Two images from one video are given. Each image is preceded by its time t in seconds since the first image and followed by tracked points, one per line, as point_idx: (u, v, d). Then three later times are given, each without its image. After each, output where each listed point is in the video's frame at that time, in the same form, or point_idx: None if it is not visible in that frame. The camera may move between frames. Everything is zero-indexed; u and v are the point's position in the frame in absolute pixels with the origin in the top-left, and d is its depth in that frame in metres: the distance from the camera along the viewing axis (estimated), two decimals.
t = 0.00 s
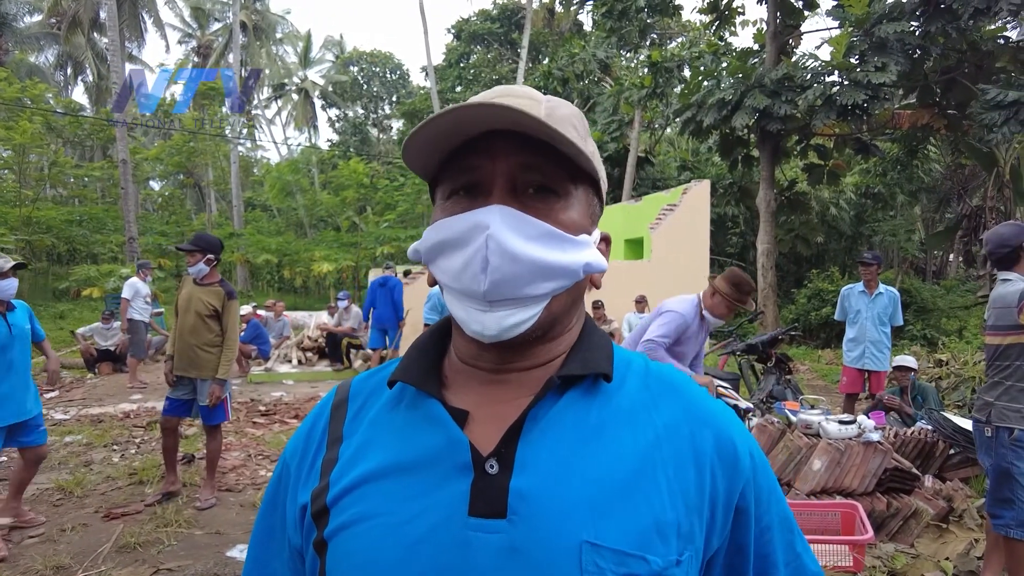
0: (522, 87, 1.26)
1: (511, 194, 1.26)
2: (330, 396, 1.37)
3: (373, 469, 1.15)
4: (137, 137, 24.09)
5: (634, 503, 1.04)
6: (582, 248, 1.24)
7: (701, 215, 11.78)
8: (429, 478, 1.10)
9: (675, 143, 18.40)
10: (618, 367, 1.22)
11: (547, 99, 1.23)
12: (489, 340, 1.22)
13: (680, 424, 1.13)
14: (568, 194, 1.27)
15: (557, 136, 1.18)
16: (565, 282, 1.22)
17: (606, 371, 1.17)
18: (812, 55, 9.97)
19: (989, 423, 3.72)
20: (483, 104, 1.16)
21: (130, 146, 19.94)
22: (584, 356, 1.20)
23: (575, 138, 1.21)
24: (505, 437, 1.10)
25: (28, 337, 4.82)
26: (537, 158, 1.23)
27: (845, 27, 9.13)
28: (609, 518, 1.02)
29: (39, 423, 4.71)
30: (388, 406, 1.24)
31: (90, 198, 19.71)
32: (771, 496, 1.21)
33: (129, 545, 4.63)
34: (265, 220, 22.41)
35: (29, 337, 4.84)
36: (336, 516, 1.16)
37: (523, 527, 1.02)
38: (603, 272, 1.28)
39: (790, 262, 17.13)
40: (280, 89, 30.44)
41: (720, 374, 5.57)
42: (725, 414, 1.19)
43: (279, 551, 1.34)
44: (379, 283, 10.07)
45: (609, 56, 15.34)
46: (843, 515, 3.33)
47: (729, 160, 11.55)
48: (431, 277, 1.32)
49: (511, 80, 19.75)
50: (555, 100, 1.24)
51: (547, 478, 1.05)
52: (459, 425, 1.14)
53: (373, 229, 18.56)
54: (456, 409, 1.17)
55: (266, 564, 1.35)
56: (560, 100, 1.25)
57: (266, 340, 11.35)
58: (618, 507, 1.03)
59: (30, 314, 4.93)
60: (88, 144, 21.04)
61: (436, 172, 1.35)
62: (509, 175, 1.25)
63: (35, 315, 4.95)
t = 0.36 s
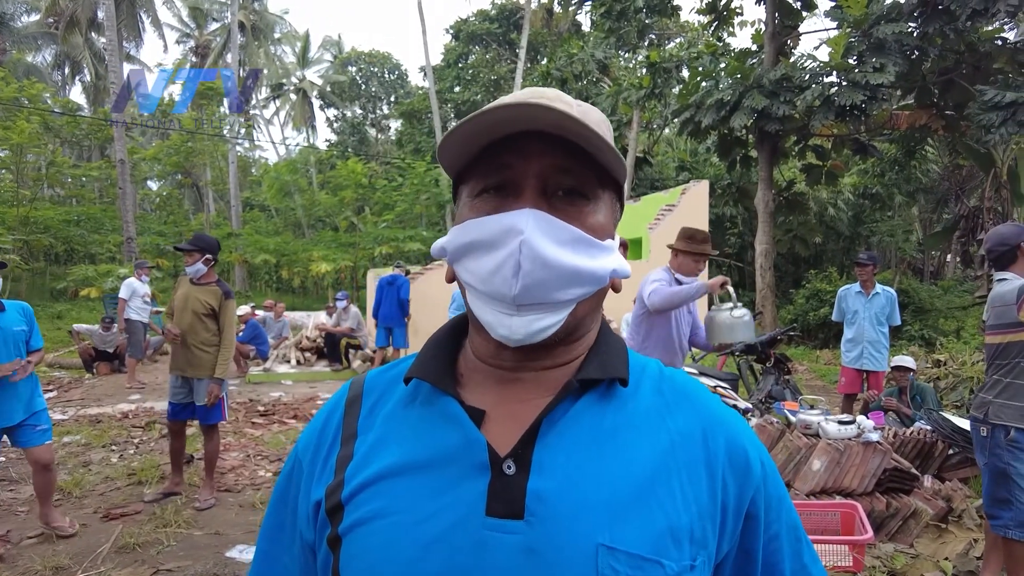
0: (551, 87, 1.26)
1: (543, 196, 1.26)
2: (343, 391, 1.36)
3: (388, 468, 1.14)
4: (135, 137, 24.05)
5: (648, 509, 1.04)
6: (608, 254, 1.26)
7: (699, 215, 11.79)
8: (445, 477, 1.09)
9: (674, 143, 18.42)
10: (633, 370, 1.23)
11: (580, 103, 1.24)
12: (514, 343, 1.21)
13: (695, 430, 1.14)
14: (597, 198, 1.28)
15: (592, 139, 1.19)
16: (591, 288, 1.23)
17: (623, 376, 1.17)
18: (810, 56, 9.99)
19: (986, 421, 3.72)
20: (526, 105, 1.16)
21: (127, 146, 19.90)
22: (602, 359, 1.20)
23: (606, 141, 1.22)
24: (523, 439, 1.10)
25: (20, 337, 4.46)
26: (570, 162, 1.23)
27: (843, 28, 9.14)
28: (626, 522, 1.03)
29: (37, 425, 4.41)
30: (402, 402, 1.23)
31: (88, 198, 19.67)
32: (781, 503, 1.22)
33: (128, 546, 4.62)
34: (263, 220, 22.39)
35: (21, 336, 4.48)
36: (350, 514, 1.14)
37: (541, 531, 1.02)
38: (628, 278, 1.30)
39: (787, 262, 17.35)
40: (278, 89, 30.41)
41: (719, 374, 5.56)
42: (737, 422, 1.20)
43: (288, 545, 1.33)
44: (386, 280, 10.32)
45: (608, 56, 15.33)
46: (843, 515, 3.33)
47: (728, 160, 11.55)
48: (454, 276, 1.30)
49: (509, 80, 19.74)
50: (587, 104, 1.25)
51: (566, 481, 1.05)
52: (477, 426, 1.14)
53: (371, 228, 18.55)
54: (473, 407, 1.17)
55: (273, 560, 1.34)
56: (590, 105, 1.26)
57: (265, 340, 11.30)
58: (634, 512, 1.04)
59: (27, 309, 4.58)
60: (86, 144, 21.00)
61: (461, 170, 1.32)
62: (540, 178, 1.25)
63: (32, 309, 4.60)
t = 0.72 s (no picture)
0: (550, 95, 1.26)
1: (544, 208, 1.27)
2: (348, 390, 1.37)
3: (391, 470, 1.15)
4: (132, 137, 24.03)
5: (649, 513, 1.05)
6: (608, 265, 1.28)
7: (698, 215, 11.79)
8: (448, 479, 1.10)
9: (672, 144, 18.45)
10: (635, 376, 1.23)
11: (579, 111, 1.23)
12: (516, 355, 1.22)
13: (696, 437, 1.15)
14: (598, 208, 1.29)
15: (591, 151, 1.19)
16: (592, 300, 1.24)
17: (625, 381, 1.18)
18: (808, 57, 10.01)
19: (983, 422, 3.73)
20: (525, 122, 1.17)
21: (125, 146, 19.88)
22: (603, 365, 1.21)
23: (604, 151, 1.22)
24: (525, 442, 1.10)
25: (25, 341, 4.44)
26: (571, 172, 1.24)
27: (841, 29, 9.16)
28: (627, 524, 1.04)
29: (37, 433, 4.31)
30: (405, 405, 1.24)
31: (85, 198, 19.62)
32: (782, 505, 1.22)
33: (127, 547, 4.62)
34: (261, 220, 22.39)
35: (28, 340, 4.46)
36: (355, 513, 1.15)
37: (542, 534, 1.03)
38: (630, 286, 1.30)
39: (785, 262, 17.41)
40: (275, 89, 30.40)
41: (717, 374, 5.57)
42: (738, 427, 1.20)
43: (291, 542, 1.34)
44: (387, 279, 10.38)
45: (606, 56, 15.31)
46: (841, 515, 3.35)
47: (726, 161, 11.56)
48: (458, 288, 1.31)
49: (508, 80, 19.75)
50: (586, 112, 1.25)
51: (569, 486, 1.06)
52: (479, 430, 1.14)
53: (370, 229, 18.57)
54: (474, 411, 1.18)
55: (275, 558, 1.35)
56: (590, 113, 1.26)
57: (263, 341, 11.40)
58: (634, 516, 1.04)
59: (41, 315, 4.57)
60: (83, 144, 20.94)
61: (462, 178, 1.32)
62: (542, 190, 1.25)
63: (47, 314, 4.59)
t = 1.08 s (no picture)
0: (542, 86, 1.25)
1: (540, 198, 1.27)
2: (347, 379, 1.35)
3: (396, 456, 1.14)
4: (131, 137, 24.00)
5: (652, 496, 1.05)
6: (604, 253, 1.28)
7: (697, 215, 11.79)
8: (453, 467, 1.10)
9: (671, 143, 18.46)
10: (634, 363, 1.24)
11: (573, 102, 1.23)
12: (515, 343, 1.22)
13: (696, 422, 1.15)
14: (592, 198, 1.29)
15: (586, 140, 1.19)
16: (589, 288, 1.24)
17: (623, 367, 1.18)
18: (807, 56, 10.02)
19: (983, 419, 3.73)
20: (521, 116, 1.16)
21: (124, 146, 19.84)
22: (602, 352, 1.21)
23: (599, 142, 1.21)
24: (528, 428, 1.10)
25: (41, 340, 4.38)
26: (566, 164, 1.24)
27: (840, 29, 9.17)
28: (630, 510, 1.04)
29: (50, 437, 4.29)
30: (406, 394, 1.23)
31: (83, 198, 19.56)
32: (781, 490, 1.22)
33: (126, 546, 4.61)
34: (260, 220, 22.37)
35: (44, 339, 4.39)
36: (360, 501, 1.14)
37: (546, 520, 1.03)
38: (626, 275, 1.30)
39: (784, 262, 17.43)
40: (274, 89, 30.38)
41: (717, 373, 5.56)
42: (738, 414, 1.21)
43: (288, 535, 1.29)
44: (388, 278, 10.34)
45: (605, 56, 15.29)
46: (841, 513, 3.35)
47: (725, 160, 11.56)
48: (457, 280, 1.31)
49: (506, 80, 19.75)
50: (579, 102, 1.24)
51: (571, 471, 1.06)
52: (482, 417, 1.14)
53: (369, 229, 18.57)
54: (477, 399, 1.18)
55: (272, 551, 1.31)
56: (583, 102, 1.25)
57: (262, 341, 11.56)
58: (638, 499, 1.05)
59: (64, 315, 4.49)
60: (82, 144, 20.89)
61: (458, 171, 1.32)
62: (537, 181, 1.25)
63: (70, 315, 4.50)
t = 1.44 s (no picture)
0: (523, 85, 1.26)
1: (523, 195, 1.26)
2: (330, 377, 1.34)
3: (386, 452, 1.13)
4: (130, 137, 23.98)
5: (643, 489, 1.06)
6: (587, 250, 1.28)
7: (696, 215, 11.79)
8: (443, 463, 1.09)
9: (670, 143, 18.47)
10: (620, 358, 1.24)
11: (554, 101, 1.24)
12: (500, 342, 1.21)
13: (685, 416, 1.16)
14: (575, 195, 1.29)
15: (567, 137, 1.20)
16: (573, 284, 1.24)
17: (609, 362, 1.19)
18: (806, 56, 10.02)
19: (977, 418, 3.74)
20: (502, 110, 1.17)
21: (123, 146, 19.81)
22: (588, 347, 1.21)
23: (579, 139, 1.22)
24: (519, 422, 1.10)
25: (47, 341, 4.37)
26: (547, 161, 1.24)
27: (838, 29, 9.17)
28: (622, 503, 1.04)
29: (47, 440, 4.28)
30: (392, 390, 1.23)
31: (82, 198, 19.52)
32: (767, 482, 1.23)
33: (124, 547, 4.61)
34: (259, 220, 22.36)
35: (49, 340, 4.38)
36: (345, 501, 1.13)
37: (538, 514, 1.03)
38: (608, 272, 1.30)
39: (783, 262, 17.45)
40: (273, 89, 30.35)
41: (717, 373, 5.55)
42: (724, 409, 1.21)
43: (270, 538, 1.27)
44: (382, 281, 10.22)
45: (604, 56, 15.27)
46: (838, 513, 3.35)
47: (724, 160, 11.57)
48: (440, 279, 1.31)
49: (506, 80, 19.76)
50: (559, 100, 1.25)
51: (563, 464, 1.06)
52: (470, 411, 1.14)
53: (367, 229, 18.58)
54: (465, 395, 1.17)
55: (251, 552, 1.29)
56: (563, 101, 1.25)
57: (261, 341, 11.47)
58: (630, 491, 1.05)
59: (71, 316, 4.47)
60: (81, 144, 20.88)
61: (440, 170, 1.32)
62: (519, 178, 1.25)
63: (78, 316, 4.48)
